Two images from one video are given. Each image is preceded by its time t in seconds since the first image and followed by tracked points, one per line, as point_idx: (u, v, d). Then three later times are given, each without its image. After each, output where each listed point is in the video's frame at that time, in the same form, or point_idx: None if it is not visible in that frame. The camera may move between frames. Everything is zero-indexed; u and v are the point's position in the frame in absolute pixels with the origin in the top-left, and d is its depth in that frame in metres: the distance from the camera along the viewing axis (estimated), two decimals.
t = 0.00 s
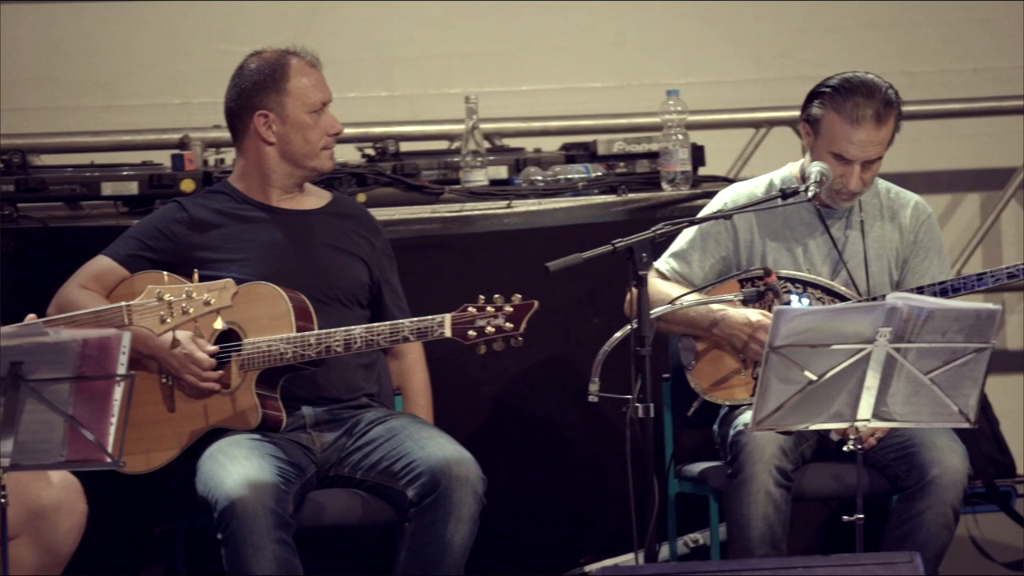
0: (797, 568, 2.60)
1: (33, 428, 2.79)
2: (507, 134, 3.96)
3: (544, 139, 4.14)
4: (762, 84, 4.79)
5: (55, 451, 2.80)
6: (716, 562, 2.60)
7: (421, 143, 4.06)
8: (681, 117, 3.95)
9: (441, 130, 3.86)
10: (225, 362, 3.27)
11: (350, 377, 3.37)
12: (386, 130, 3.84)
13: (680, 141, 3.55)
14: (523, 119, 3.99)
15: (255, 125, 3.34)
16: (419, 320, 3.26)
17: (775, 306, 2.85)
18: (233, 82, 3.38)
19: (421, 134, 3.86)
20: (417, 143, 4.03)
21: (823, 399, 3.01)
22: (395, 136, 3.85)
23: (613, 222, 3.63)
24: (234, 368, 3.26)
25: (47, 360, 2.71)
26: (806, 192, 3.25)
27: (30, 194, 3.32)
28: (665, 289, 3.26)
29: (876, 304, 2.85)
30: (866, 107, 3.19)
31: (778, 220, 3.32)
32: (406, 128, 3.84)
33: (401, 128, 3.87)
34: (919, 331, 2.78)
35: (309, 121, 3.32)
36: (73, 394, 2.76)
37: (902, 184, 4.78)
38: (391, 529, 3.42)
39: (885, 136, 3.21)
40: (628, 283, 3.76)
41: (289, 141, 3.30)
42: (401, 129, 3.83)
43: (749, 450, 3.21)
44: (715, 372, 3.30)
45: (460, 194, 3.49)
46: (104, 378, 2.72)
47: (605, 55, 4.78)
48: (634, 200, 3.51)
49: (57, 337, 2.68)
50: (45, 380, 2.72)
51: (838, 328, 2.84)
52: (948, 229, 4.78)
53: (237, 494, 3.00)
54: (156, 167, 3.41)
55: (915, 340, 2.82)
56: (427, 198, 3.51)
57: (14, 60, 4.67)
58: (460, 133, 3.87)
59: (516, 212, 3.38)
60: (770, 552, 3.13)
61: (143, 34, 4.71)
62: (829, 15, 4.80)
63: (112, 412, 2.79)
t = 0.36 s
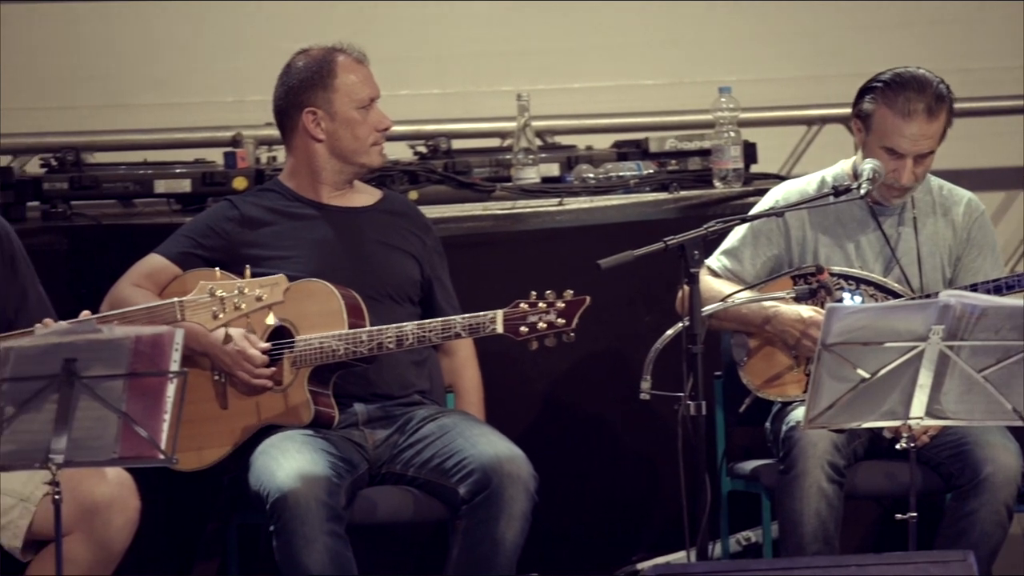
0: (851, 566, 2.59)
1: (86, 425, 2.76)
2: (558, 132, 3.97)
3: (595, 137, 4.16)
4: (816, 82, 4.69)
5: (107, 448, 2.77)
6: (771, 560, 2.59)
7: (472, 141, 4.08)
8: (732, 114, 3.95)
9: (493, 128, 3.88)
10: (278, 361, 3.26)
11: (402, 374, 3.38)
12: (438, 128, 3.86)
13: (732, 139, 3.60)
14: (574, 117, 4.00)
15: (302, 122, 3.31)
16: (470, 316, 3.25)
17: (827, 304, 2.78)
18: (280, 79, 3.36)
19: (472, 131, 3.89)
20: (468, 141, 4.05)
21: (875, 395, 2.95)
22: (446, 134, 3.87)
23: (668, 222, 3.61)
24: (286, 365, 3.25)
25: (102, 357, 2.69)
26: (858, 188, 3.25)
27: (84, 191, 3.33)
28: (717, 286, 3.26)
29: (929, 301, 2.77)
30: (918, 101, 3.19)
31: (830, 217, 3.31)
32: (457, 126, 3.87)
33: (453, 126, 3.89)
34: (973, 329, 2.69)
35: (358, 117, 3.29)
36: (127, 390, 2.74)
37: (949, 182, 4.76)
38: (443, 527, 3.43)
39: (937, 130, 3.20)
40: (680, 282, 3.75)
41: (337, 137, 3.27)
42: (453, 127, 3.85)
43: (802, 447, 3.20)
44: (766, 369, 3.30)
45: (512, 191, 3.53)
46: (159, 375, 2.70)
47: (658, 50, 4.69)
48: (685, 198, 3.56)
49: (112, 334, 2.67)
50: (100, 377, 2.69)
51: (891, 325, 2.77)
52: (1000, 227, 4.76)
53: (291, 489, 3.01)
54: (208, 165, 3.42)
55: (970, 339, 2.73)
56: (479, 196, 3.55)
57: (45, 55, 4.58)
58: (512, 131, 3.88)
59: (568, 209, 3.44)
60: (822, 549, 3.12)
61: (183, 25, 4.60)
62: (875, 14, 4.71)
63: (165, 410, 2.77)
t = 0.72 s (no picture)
0: (909, 565, 2.58)
1: (143, 423, 2.72)
2: (613, 130, 3.99)
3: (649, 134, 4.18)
4: (840, 80, 5.08)
5: (164, 446, 2.73)
6: (829, 558, 2.58)
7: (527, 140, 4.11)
8: (788, 112, 3.97)
9: (548, 126, 3.90)
10: (334, 359, 3.26)
11: (458, 372, 3.37)
12: (494, 125, 3.89)
13: (788, 136, 3.62)
14: (629, 115, 4.03)
15: (358, 121, 3.31)
16: (526, 314, 3.25)
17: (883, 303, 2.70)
18: (336, 78, 3.36)
19: (527, 129, 3.92)
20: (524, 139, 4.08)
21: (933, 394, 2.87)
22: (502, 131, 3.90)
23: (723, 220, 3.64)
24: (341, 363, 3.25)
25: (158, 354, 2.67)
26: (915, 185, 3.23)
27: (141, 189, 3.37)
28: (773, 283, 3.26)
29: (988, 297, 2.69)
30: (975, 96, 3.18)
31: (886, 214, 3.31)
32: (513, 124, 3.90)
33: (509, 123, 3.91)
34: None
35: (414, 115, 3.28)
36: (183, 387, 2.71)
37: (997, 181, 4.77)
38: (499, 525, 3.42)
39: (995, 123, 3.19)
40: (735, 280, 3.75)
41: (393, 135, 3.27)
42: (509, 125, 3.87)
43: (858, 446, 3.19)
44: (822, 367, 3.30)
45: (568, 189, 3.55)
46: (217, 371, 2.66)
47: (698, 53, 5.08)
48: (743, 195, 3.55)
49: (169, 331, 2.65)
50: (157, 374, 2.67)
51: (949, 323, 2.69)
52: None
53: (348, 486, 3.01)
54: (264, 164, 3.43)
55: None
56: (535, 193, 3.55)
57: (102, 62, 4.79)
58: (567, 129, 3.91)
59: (624, 207, 3.44)
60: (880, 548, 3.11)
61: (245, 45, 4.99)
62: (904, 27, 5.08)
63: (223, 408, 2.75)
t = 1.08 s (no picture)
0: (958, 563, 2.56)
1: (190, 421, 2.73)
2: (663, 127, 3.97)
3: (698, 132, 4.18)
4: (882, 80, 5.10)
5: (212, 444, 2.74)
6: (878, 557, 2.56)
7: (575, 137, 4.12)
8: (838, 110, 3.96)
9: (597, 124, 3.90)
10: (381, 355, 3.27)
11: (505, 369, 3.36)
12: (543, 123, 3.90)
13: (837, 134, 3.61)
14: (679, 112, 4.02)
15: (407, 119, 3.33)
16: (572, 310, 3.22)
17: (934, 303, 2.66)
18: (383, 77, 3.38)
19: (577, 127, 3.92)
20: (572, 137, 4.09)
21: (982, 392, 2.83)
22: (551, 129, 3.90)
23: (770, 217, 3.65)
24: (389, 360, 3.27)
25: (207, 351, 2.66)
26: (965, 183, 3.22)
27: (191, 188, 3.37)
28: (821, 282, 3.27)
29: None
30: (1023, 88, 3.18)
31: (936, 212, 3.30)
32: (562, 121, 3.90)
33: (558, 121, 3.92)
34: None
35: (462, 114, 3.30)
36: (231, 385, 2.72)
37: None
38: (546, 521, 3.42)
39: None
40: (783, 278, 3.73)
41: (441, 133, 3.29)
42: (558, 123, 3.88)
43: (907, 444, 3.18)
44: (871, 365, 3.29)
45: (616, 186, 3.58)
46: (264, 370, 2.67)
47: (741, 50, 5.10)
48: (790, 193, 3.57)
49: (216, 329, 2.63)
50: (206, 372, 2.65)
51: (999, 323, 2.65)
52: None
53: (393, 477, 3.02)
54: (313, 162, 3.45)
55: None
56: (584, 191, 3.57)
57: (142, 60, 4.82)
58: (616, 127, 3.91)
59: (671, 205, 3.49)
60: (928, 546, 3.10)
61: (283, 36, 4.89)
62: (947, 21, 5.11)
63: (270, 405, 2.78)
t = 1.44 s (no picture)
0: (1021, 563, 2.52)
1: (249, 418, 2.70)
2: (720, 124, 3.98)
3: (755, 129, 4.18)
4: (933, 78, 5.09)
5: (271, 441, 2.71)
6: (938, 555, 2.51)
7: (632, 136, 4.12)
8: (895, 107, 3.96)
9: (654, 121, 3.91)
10: (440, 354, 3.27)
11: (563, 368, 3.37)
12: (601, 120, 3.90)
13: (895, 131, 3.61)
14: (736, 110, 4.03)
15: (463, 116, 3.32)
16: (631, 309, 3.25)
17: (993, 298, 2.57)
18: (439, 74, 3.38)
19: (634, 124, 3.93)
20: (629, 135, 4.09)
21: None
22: (609, 127, 3.91)
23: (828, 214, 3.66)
24: (447, 358, 3.27)
25: (266, 349, 2.63)
26: None
27: (249, 184, 3.41)
28: (880, 280, 3.27)
29: None
30: None
31: (995, 210, 3.28)
32: (620, 119, 3.91)
33: (615, 119, 3.92)
34: None
35: (519, 110, 3.29)
36: (290, 382, 2.69)
37: None
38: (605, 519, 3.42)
39: None
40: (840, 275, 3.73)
41: (498, 131, 3.28)
42: (616, 120, 3.89)
43: (966, 442, 3.16)
44: (931, 363, 3.27)
45: (673, 184, 3.56)
46: (323, 368, 2.64)
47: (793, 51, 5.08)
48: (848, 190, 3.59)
49: (276, 325, 2.61)
50: (265, 369, 2.62)
51: None
52: None
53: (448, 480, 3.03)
54: (370, 159, 3.49)
55: None
56: (642, 189, 3.57)
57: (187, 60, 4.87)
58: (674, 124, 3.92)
59: (729, 202, 3.49)
60: (989, 545, 3.08)
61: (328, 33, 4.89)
62: (999, 15, 5.11)
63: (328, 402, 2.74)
